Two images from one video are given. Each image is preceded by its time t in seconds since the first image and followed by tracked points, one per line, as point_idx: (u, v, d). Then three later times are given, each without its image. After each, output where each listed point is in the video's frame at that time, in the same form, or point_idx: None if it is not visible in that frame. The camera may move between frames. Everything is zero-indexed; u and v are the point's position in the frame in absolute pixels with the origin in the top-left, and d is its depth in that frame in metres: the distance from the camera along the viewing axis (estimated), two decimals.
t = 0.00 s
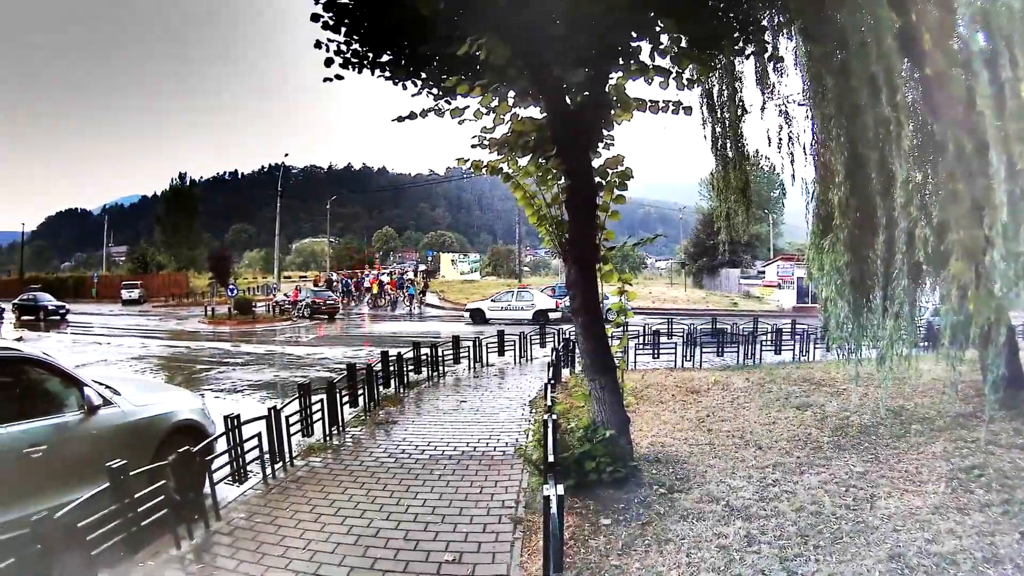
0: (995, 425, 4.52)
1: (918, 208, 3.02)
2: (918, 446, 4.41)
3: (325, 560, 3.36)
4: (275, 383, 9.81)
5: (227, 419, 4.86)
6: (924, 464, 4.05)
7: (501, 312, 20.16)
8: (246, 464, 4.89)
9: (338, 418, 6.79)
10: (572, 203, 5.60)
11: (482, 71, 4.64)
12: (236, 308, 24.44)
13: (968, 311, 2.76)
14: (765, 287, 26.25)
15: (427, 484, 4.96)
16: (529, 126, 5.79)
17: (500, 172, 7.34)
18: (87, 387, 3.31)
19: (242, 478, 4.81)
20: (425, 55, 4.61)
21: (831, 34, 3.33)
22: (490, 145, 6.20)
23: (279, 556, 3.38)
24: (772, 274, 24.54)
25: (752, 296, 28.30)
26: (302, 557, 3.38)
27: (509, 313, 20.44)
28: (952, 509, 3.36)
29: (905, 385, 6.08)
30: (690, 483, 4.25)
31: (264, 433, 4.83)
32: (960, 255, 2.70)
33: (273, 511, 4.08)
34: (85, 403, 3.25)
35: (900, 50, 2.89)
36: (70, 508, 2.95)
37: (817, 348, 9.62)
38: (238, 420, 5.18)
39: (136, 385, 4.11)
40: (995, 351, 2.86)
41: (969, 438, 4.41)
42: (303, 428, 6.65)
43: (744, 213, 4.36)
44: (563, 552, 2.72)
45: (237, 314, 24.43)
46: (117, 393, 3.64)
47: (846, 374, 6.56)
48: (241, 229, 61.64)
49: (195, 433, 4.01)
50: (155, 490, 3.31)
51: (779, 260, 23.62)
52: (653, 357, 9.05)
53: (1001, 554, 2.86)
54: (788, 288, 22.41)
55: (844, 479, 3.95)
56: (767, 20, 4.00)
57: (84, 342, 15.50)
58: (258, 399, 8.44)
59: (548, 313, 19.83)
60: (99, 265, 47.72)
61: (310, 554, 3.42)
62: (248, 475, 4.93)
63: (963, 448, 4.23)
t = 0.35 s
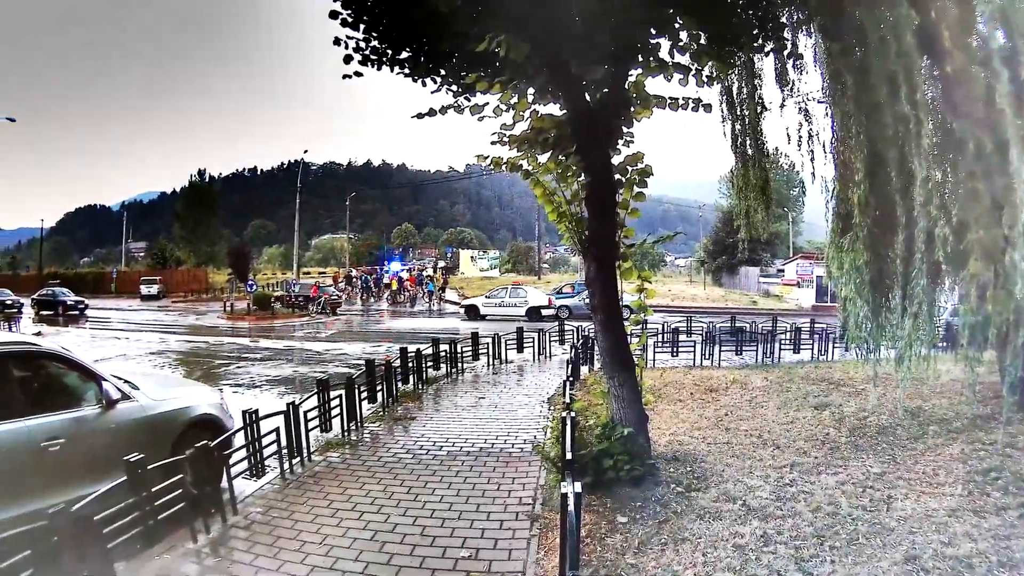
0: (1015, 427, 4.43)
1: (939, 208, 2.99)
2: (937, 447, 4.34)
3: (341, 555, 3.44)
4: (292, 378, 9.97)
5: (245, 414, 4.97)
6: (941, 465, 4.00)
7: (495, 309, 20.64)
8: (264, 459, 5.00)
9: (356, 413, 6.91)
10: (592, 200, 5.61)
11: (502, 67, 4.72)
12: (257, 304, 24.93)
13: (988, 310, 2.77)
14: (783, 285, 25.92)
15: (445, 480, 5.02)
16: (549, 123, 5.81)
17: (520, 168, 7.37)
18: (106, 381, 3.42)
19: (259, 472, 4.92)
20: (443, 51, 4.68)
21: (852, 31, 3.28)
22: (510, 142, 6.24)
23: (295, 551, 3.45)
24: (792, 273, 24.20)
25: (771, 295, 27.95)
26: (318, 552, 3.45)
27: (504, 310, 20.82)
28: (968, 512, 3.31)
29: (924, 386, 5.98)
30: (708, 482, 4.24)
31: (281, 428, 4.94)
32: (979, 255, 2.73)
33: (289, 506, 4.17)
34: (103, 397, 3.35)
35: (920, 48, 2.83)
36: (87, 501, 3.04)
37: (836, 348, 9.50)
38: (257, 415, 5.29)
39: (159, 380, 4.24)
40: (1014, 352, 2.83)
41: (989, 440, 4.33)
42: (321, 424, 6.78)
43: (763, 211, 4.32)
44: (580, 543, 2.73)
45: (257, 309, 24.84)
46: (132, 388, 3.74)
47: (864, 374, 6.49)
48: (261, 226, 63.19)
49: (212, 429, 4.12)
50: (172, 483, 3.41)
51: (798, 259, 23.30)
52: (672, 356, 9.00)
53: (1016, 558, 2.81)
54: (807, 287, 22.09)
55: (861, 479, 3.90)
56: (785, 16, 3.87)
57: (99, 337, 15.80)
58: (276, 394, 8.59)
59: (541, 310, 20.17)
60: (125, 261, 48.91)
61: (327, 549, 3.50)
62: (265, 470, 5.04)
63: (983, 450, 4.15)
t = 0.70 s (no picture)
0: None
1: (952, 206, 2.98)
2: (948, 448, 4.30)
3: (351, 550, 3.49)
4: (304, 373, 10.07)
5: (256, 409, 5.04)
6: (952, 466, 3.96)
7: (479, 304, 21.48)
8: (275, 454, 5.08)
9: (367, 409, 6.98)
10: (604, 197, 5.60)
11: (515, 63, 4.75)
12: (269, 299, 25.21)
13: (1001, 308, 2.85)
14: (795, 283, 25.66)
15: (456, 475, 5.07)
16: (561, 119, 5.74)
17: (532, 164, 7.38)
18: (117, 376, 3.48)
19: (270, 467, 5.01)
20: (456, 48, 4.71)
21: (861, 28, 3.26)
22: (523, 138, 6.27)
23: (305, 546, 3.51)
24: (803, 271, 23.96)
25: (784, 293, 27.62)
26: (328, 547, 3.50)
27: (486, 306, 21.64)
28: (977, 513, 3.28)
29: (935, 386, 5.91)
30: (718, 480, 4.24)
31: (292, 423, 5.01)
32: (994, 253, 2.78)
33: (300, 501, 4.24)
34: (114, 392, 3.41)
35: (932, 45, 2.87)
36: (101, 494, 3.12)
37: (849, 347, 9.40)
38: (270, 410, 5.37)
39: (173, 375, 4.32)
40: None
41: (1002, 441, 4.28)
42: (333, 419, 6.86)
43: (776, 208, 4.29)
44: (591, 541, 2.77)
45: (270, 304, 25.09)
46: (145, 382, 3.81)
47: (876, 372, 6.44)
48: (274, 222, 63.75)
49: (224, 423, 4.19)
50: (183, 477, 3.50)
51: (809, 257, 23.01)
52: (684, 353, 8.97)
53: None
54: (817, 285, 21.82)
55: (872, 479, 3.87)
56: (798, 13, 3.83)
57: (112, 332, 16.02)
58: (289, 389, 8.69)
59: (522, 306, 20.97)
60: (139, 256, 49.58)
61: (337, 544, 3.55)
62: (277, 464, 5.12)
63: (994, 452, 4.10)
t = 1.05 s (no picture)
0: None
1: (965, 205, 3.03)
2: (959, 450, 4.25)
3: (361, 548, 3.54)
4: (316, 371, 10.18)
5: (268, 406, 5.12)
6: (963, 469, 3.91)
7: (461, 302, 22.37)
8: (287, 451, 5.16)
9: (379, 406, 7.04)
10: (616, 196, 5.60)
11: (527, 61, 4.77)
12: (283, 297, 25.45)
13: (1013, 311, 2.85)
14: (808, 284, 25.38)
15: (467, 474, 5.10)
16: (575, 118, 5.72)
17: (546, 162, 7.40)
18: (129, 372, 3.56)
19: (282, 464, 5.08)
20: (469, 46, 4.75)
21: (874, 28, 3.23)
22: (536, 137, 6.28)
23: (315, 543, 3.56)
24: (817, 271, 23.69)
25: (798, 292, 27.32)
26: (338, 545, 3.55)
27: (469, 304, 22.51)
28: (988, 516, 3.24)
29: (948, 387, 5.84)
30: (729, 481, 4.22)
31: (302, 421, 5.09)
32: (1006, 255, 2.77)
33: (310, 498, 4.30)
34: (126, 388, 3.50)
35: (943, 42, 2.88)
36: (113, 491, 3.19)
37: (861, 348, 9.30)
38: (282, 407, 5.45)
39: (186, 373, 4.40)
40: None
41: (1015, 444, 4.22)
42: (344, 416, 6.93)
43: (789, 207, 4.26)
44: (598, 541, 2.89)
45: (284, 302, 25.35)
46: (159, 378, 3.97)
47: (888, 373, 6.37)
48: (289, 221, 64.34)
49: (236, 420, 4.26)
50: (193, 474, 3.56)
51: (822, 257, 22.75)
52: (696, 353, 8.92)
53: None
54: (830, 285, 21.54)
55: (882, 481, 3.84)
56: (812, 12, 3.74)
57: (126, 329, 16.24)
58: (301, 386, 8.79)
59: (502, 304, 21.70)
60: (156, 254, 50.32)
61: (348, 541, 3.61)
62: (288, 462, 5.21)
63: (1006, 455, 4.04)
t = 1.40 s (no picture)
0: None
1: (981, 206, 3.21)
2: (976, 452, 4.18)
3: (376, 545, 3.61)
4: (333, 368, 10.33)
5: (286, 403, 5.22)
6: (979, 472, 3.86)
7: (448, 299, 23.72)
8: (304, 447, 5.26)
9: (396, 404, 7.13)
10: (634, 196, 5.59)
11: (543, 60, 4.79)
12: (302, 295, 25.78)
13: None
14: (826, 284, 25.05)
15: (484, 472, 5.15)
16: (593, 116, 5.71)
17: (563, 160, 7.41)
18: (146, 369, 3.68)
19: (299, 460, 5.18)
20: (485, 45, 4.79)
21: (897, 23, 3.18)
22: (554, 136, 6.31)
23: (330, 540, 3.63)
24: (834, 270, 23.35)
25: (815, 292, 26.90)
26: (354, 542, 3.63)
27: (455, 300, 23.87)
28: (1005, 520, 3.20)
29: (966, 388, 5.74)
30: (746, 482, 4.20)
31: (319, 418, 5.19)
32: None
33: (326, 495, 4.39)
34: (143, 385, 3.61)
35: (960, 40, 3.01)
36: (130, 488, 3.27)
37: (878, 348, 9.18)
38: (301, 404, 5.56)
39: (207, 371, 4.52)
40: None
41: None
42: (361, 414, 7.04)
43: (807, 207, 4.22)
44: (616, 540, 2.92)
45: (301, 300, 25.70)
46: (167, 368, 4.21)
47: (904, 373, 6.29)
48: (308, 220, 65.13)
49: (254, 416, 4.36)
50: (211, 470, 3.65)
51: (839, 258, 22.40)
52: (713, 352, 8.87)
53: None
54: (847, 285, 21.19)
55: (897, 482, 3.80)
56: (828, 9, 3.77)
57: (144, 327, 16.57)
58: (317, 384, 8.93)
59: (487, 301, 22.93)
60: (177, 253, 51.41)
61: (363, 538, 3.67)
62: (304, 459, 5.31)
63: None
